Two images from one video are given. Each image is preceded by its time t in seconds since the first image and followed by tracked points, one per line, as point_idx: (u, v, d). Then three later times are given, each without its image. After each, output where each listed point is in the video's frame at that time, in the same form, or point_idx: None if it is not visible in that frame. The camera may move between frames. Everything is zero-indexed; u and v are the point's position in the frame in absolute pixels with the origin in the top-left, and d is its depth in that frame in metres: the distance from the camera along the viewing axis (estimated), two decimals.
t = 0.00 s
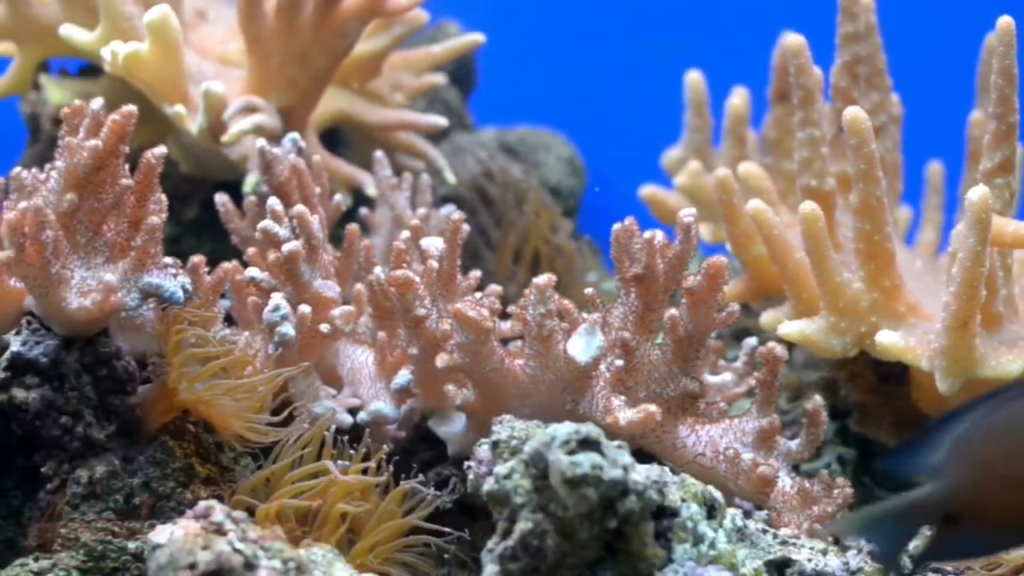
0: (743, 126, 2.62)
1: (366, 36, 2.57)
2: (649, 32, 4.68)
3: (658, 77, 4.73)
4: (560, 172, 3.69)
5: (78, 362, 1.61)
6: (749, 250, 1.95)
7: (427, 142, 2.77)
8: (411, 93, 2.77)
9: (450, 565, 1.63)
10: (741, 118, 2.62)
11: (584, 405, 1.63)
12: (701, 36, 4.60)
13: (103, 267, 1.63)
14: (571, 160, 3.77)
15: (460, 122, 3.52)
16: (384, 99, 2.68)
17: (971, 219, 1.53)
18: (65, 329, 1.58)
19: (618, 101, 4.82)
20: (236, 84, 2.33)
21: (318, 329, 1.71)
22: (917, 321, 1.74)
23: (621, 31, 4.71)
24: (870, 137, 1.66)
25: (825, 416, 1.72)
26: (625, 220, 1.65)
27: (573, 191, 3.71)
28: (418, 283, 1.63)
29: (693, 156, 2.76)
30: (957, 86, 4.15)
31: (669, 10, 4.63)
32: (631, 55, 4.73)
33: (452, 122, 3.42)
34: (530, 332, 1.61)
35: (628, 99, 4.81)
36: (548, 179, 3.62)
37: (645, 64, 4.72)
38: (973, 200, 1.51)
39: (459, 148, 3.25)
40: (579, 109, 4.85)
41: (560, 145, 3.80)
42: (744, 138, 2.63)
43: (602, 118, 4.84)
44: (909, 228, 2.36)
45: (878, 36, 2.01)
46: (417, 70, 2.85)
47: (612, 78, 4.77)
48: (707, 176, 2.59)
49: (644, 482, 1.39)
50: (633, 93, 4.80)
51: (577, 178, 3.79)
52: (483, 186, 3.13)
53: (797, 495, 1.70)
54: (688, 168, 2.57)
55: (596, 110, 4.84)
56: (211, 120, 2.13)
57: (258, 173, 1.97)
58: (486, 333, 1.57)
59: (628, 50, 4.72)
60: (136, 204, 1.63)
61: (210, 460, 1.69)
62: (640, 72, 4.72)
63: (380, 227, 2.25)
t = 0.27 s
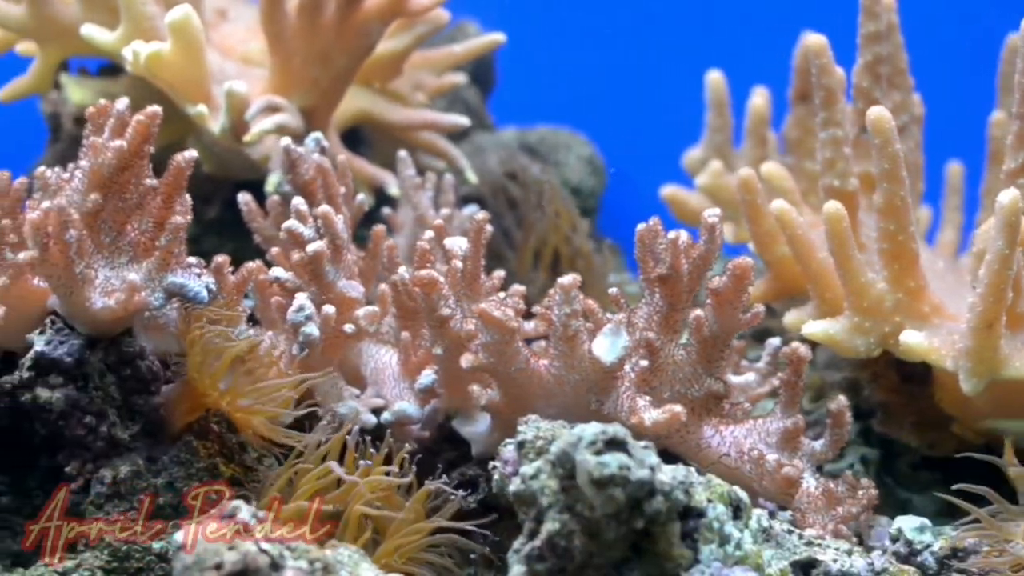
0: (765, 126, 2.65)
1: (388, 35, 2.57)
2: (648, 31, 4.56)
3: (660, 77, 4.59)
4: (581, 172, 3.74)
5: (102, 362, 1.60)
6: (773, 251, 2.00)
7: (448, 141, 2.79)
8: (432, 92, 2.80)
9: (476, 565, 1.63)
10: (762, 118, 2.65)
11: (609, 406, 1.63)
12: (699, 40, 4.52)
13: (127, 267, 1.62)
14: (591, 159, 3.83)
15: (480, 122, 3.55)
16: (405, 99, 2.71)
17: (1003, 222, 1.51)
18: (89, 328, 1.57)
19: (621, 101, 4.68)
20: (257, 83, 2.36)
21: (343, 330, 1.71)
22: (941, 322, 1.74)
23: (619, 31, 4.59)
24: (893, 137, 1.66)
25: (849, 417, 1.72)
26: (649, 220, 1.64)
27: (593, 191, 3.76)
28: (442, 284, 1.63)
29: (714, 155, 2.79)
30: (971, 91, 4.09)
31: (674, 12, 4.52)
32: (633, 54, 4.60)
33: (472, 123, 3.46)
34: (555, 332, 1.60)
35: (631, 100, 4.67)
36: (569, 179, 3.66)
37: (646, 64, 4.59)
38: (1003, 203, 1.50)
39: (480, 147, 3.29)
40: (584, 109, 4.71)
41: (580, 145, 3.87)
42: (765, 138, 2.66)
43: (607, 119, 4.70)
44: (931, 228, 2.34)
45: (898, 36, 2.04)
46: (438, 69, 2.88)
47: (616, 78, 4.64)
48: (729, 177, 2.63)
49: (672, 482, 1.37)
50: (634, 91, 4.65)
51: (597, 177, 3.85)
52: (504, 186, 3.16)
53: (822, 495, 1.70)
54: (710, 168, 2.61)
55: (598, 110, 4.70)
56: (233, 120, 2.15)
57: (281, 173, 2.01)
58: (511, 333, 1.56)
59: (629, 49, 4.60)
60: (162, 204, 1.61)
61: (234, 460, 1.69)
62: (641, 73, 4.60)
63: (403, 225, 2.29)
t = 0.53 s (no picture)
0: (784, 127, 2.65)
1: (407, 35, 2.59)
2: (652, 32, 4.77)
3: (662, 76, 4.78)
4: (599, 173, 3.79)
5: (125, 361, 1.60)
6: (794, 251, 2.00)
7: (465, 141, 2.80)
8: (450, 92, 2.81)
9: (499, 565, 1.62)
10: (782, 119, 2.67)
11: (632, 406, 1.63)
12: (700, 41, 4.72)
13: (149, 266, 1.61)
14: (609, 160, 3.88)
15: (498, 123, 3.58)
16: (423, 99, 2.72)
17: None
18: (111, 327, 1.57)
19: (626, 99, 4.88)
20: (277, 83, 2.38)
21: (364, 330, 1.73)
22: (962, 322, 1.74)
23: (624, 31, 4.81)
24: (916, 136, 1.66)
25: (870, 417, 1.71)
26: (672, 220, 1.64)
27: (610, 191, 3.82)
28: (464, 283, 1.63)
29: (733, 155, 2.81)
30: (992, 92, 4.30)
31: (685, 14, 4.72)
32: (637, 54, 4.80)
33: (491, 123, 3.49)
34: (578, 332, 1.60)
35: (643, 98, 4.85)
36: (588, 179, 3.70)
37: (649, 64, 4.80)
38: None
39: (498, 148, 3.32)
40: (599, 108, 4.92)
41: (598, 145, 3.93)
42: (784, 139, 2.68)
43: (613, 118, 4.91)
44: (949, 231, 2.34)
45: (920, 37, 2.06)
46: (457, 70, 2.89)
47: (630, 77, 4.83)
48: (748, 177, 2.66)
49: (697, 482, 1.36)
50: (638, 90, 4.85)
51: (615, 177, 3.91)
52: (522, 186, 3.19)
53: (843, 495, 1.70)
54: (729, 170, 2.64)
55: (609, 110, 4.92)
56: (254, 119, 2.16)
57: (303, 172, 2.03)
58: (534, 333, 1.56)
59: (633, 49, 4.80)
60: (187, 204, 1.60)
61: (256, 459, 1.69)
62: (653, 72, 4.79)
63: (424, 225, 2.25)
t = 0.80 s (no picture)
0: (806, 129, 2.67)
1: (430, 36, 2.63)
2: (656, 32, 4.94)
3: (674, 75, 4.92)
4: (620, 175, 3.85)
5: (150, 361, 1.60)
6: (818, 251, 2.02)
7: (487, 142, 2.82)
8: (473, 94, 2.82)
9: (526, 566, 1.62)
10: (804, 121, 2.68)
11: (658, 406, 1.63)
12: (704, 39, 4.90)
13: (175, 267, 1.61)
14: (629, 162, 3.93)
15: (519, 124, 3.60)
16: (446, 100, 2.72)
17: None
18: (137, 327, 1.57)
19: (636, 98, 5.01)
20: (300, 83, 2.39)
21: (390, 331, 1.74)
22: (987, 323, 1.74)
23: (629, 31, 4.98)
24: (942, 137, 1.66)
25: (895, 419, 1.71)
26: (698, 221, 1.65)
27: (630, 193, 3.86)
28: (489, 284, 1.62)
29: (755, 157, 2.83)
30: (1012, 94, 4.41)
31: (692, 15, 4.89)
32: (643, 54, 4.98)
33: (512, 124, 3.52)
34: (604, 333, 1.60)
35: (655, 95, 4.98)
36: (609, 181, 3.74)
37: (654, 64, 4.96)
38: None
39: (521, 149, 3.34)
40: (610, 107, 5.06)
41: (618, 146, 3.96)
42: (806, 141, 2.69)
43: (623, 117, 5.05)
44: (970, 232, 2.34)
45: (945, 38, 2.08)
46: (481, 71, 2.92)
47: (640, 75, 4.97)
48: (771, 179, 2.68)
49: (726, 483, 1.36)
50: (645, 89, 5.01)
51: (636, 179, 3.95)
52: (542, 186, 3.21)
53: (868, 497, 1.70)
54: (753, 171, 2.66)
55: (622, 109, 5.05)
56: (278, 119, 2.19)
57: (326, 173, 2.08)
58: (560, 334, 1.56)
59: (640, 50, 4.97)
60: (212, 205, 1.59)
61: (281, 459, 1.68)
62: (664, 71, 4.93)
63: (449, 226, 2.27)
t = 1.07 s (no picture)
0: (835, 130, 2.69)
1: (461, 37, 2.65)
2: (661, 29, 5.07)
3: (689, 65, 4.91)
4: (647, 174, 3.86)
5: (184, 362, 1.60)
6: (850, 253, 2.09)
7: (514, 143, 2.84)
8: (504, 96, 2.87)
9: (560, 568, 1.64)
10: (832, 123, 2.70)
11: (693, 408, 1.63)
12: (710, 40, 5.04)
13: (209, 268, 1.61)
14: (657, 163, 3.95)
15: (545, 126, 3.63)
16: (476, 102, 2.78)
17: None
18: (170, 328, 1.57)
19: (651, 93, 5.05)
20: (330, 85, 2.41)
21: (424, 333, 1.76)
22: (1020, 325, 1.74)
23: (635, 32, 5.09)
24: (977, 139, 1.66)
25: (928, 421, 1.71)
26: (733, 222, 1.65)
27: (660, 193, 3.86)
28: (523, 285, 1.61)
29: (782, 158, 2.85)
30: None
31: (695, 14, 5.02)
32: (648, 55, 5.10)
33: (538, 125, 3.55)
34: (639, 335, 1.60)
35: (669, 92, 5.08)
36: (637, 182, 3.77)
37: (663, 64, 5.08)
38: None
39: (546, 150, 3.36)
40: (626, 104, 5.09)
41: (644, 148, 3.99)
42: (834, 143, 2.70)
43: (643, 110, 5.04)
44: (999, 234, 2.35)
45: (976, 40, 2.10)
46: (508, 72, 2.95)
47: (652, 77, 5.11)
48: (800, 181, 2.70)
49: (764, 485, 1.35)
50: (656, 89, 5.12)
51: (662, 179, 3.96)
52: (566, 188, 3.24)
53: (902, 499, 1.70)
54: (781, 174, 2.68)
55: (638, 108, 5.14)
56: (308, 120, 2.17)
57: (356, 176, 2.19)
58: (595, 335, 1.56)
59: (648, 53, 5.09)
60: (246, 207, 1.59)
61: (314, 461, 1.68)
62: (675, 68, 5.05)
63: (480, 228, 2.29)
